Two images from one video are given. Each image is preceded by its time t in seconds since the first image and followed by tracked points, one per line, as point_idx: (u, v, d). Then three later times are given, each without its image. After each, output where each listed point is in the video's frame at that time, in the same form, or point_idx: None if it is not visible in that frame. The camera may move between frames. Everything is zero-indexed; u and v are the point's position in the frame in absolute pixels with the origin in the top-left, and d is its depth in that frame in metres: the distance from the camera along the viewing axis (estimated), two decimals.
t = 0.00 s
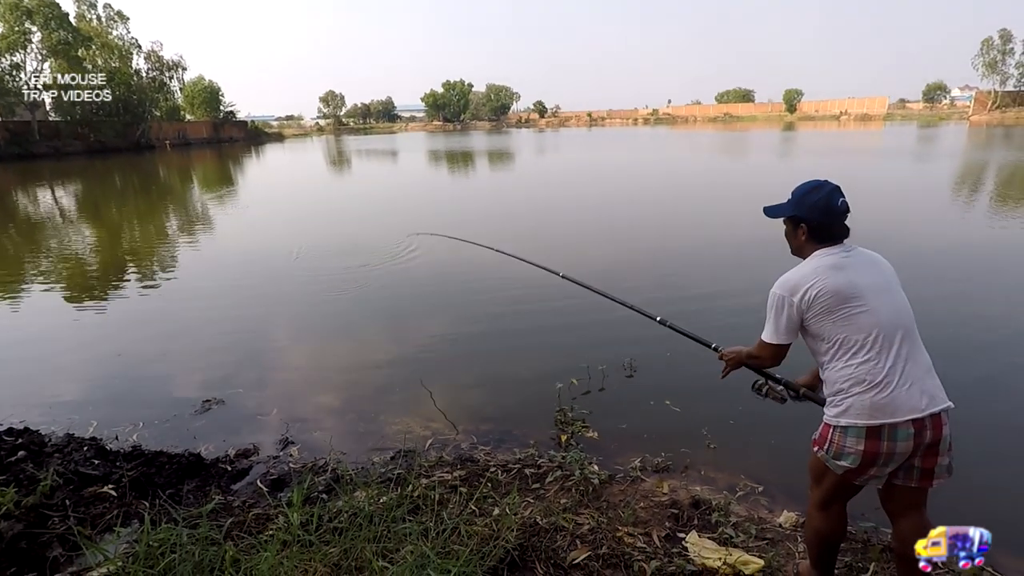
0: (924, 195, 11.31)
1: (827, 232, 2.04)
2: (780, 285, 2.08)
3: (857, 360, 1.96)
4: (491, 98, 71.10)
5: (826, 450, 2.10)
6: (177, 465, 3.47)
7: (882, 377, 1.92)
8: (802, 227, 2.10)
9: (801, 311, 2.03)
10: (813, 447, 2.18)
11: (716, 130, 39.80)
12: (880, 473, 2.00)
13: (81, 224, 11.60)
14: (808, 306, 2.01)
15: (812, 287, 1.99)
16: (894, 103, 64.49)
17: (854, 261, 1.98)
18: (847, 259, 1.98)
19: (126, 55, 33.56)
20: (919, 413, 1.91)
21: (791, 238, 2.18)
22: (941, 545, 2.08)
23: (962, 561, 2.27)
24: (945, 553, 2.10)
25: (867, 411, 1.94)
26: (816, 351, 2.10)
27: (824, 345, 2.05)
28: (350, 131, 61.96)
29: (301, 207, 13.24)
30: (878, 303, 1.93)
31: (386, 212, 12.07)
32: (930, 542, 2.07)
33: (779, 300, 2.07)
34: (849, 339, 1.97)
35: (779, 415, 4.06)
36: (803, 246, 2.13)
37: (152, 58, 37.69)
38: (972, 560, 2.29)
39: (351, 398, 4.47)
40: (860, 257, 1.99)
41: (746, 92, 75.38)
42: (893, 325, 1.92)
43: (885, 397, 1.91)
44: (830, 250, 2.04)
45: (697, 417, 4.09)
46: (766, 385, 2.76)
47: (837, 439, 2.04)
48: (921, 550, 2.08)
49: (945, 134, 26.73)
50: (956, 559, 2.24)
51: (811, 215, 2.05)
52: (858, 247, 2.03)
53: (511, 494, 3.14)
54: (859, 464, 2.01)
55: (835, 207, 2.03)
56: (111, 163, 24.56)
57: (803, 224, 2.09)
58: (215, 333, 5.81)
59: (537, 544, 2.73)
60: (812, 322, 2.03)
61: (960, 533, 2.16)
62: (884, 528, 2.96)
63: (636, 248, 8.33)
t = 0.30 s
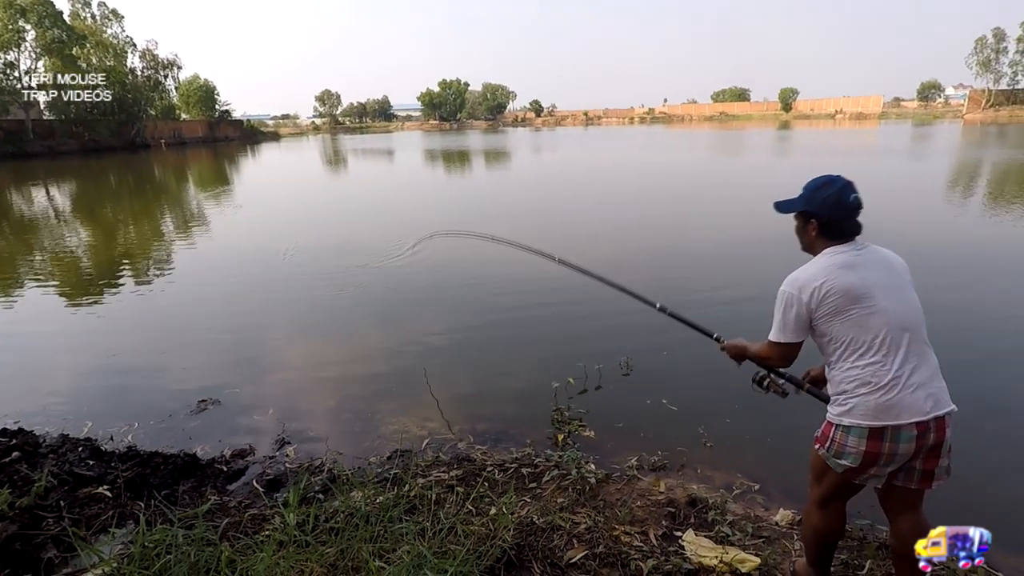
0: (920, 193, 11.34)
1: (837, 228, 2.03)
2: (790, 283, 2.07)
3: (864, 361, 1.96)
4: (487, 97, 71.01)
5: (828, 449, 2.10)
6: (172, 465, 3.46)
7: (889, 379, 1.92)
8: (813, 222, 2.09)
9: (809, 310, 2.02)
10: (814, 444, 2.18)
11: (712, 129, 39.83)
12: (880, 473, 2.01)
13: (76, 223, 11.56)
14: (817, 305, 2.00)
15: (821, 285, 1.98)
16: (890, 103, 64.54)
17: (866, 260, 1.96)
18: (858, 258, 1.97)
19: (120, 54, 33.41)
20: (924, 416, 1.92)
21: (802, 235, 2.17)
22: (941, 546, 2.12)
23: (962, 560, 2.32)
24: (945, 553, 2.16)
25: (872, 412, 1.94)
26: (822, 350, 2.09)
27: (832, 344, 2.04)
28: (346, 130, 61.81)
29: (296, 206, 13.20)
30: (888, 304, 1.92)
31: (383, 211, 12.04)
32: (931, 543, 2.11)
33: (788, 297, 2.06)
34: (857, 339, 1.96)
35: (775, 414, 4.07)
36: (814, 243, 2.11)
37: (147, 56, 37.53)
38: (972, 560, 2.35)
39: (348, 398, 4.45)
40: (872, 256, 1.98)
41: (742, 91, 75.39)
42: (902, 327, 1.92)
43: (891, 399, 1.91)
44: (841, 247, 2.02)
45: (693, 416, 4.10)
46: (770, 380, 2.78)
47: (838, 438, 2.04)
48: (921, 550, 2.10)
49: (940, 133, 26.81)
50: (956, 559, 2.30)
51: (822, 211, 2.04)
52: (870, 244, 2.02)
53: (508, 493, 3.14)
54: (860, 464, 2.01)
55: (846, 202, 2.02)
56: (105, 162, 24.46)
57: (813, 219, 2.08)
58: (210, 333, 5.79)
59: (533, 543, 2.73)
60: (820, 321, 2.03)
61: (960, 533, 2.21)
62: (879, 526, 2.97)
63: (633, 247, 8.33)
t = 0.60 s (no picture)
0: (913, 194, 11.40)
1: (867, 226, 2.01)
2: (813, 285, 2.03)
3: (886, 369, 1.95)
4: (482, 101, 71.16)
5: (840, 454, 2.11)
6: (168, 473, 3.44)
7: (910, 389, 1.91)
8: (842, 219, 2.07)
9: (833, 313, 2.00)
10: (826, 448, 2.18)
11: (706, 132, 40.01)
12: (892, 480, 2.01)
13: (70, 230, 11.53)
14: (842, 310, 1.98)
15: (847, 289, 1.95)
16: (883, 104, 65.00)
17: (894, 265, 1.94)
18: (886, 263, 1.94)
19: (114, 60, 33.37)
20: (941, 426, 1.92)
21: (829, 231, 2.15)
22: (941, 546, 2.11)
23: (962, 560, 2.32)
24: (945, 553, 2.14)
25: (891, 421, 1.94)
26: (842, 354, 2.08)
27: (852, 349, 2.03)
28: (341, 135, 61.81)
29: (291, 211, 13.19)
30: (914, 311, 1.90)
31: (379, 216, 12.05)
32: (931, 543, 2.10)
33: (812, 298, 2.02)
34: (881, 346, 1.95)
35: (772, 415, 4.07)
36: (840, 239, 2.10)
37: (141, 63, 37.47)
38: (973, 560, 2.34)
39: (345, 403, 4.44)
40: (900, 260, 1.95)
41: (735, 94, 75.81)
42: (927, 335, 1.90)
43: (911, 408, 1.92)
44: (869, 248, 2.00)
45: (690, 418, 4.10)
46: (779, 368, 2.67)
47: (853, 444, 2.04)
48: (921, 550, 2.11)
49: (932, 134, 27.01)
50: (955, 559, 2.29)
51: (853, 208, 2.02)
52: (899, 247, 1.99)
53: (505, 498, 3.14)
54: (873, 471, 2.02)
55: (879, 201, 2.00)
56: (100, 169, 24.38)
57: (843, 216, 2.05)
58: (206, 340, 5.77)
59: (531, 547, 2.73)
60: (843, 325, 2.00)
61: (960, 534, 2.19)
62: (876, 526, 2.98)
63: (629, 249, 8.35)
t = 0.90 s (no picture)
0: (906, 194, 11.47)
1: (860, 233, 2.03)
2: (807, 292, 2.07)
3: (883, 373, 1.95)
4: (476, 104, 71.21)
5: (842, 458, 2.10)
6: (161, 479, 3.42)
7: (908, 393, 1.90)
8: (837, 226, 2.10)
9: (827, 319, 2.03)
10: (828, 453, 2.18)
11: (700, 133, 40.16)
12: (896, 486, 2.01)
13: (62, 235, 11.47)
14: (835, 316, 2.00)
15: (839, 295, 1.98)
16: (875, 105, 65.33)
17: (887, 270, 1.94)
18: (877, 268, 1.95)
19: (106, 65, 33.24)
20: (943, 431, 1.90)
21: (828, 238, 2.18)
22: (941, 546, 2.10)
23: (963, 561, 2.29)
24: (945, 553, 2.12)
25: (891, 426, 1.93)
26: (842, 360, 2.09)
27: (851, 355, 2.04)
28: (335, 139, 61.72)
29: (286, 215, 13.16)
30: (908, 316, 1.90)
31: (374, 219, 12.04)
32: (931, 543, 2.09)
33: (806, 305, 2.07)
34: (876, 351, 1.95)
35: (766, 415, 4.09)
36: (837, 245, 2.13)
37: (133, 67, 37.33)
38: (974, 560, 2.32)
39: (340, 407, 4.43)
40: (894, 265, 1.95)
41: (728, 95, 76.13)
42: (923, 340, 1.89)
43: (910, 413, 1.90)
44: (864, 254, 2.02)
45: (685, 419, 4.11)
46: (795, 387, 2.70)
47: (855, 450, 2.04)
48: (920, 550, 2.10)
49: (923, 134, 27.21)
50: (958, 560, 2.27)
51: (848, 214, 2.04)
52: (896, 252, 1.99)
53: (501, 501, 3.14)
54: (876, 476, 2.01)
55: (873, 208, 2.02)
56: (92, 174, 24.27)
57: (838, 223, 2.08)
58: (199, 345, 5.75)
59: (527, 550, 2.73)
60: (838, 331, 2.03)
61: (961, 533, 2.16)
62: (870, 525, 2.99)
63: (623, 251, 8.37)
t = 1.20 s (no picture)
0: (875, 191, 11.72)
1: (810, 228, 2.08)
2: (763, 282, 2.13)
3: (830, 358, 1.99)
4: (452, 107, 71.07)
5: (798, 442, 2.16)
6: (134, 495, 3.36)
7: (851, 377, 1.94)
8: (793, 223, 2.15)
9: (779, 308, 2.09)
10: (788, 437, 2.24)
11: (675, 134, 40.58)
12: (847, 469, 2.05)
13: (27, 246, 11.15)
14: (785, 304, 2.06)
15: (788, 286, 2.04)
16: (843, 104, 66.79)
17: (836, 260, 1.99)
18: (828, 260, 1.99)
19: (71, 70, 32.43)
20: (887, 415, 1.93)
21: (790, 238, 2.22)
22: (941, 546, 2.39)
23: (962, 560, 2.43)
24: (945, 552, 2.41)
25: (836, 408, 1.99)
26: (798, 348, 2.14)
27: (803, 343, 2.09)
28: (310, 143, 61.06)
29: (260, 222, 12.97)
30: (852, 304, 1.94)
31: (351, 225, 11.93)
32: (931, 543, 2.40)
33: (761, 294, 2.13)
34: (823, 338, 2.00)
35: (743, 411, 4.14)
36: (797, 244, 2.17)
37: (99, 73, 36.48)
38: (974, 560, 2.45)
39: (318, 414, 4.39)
40: (845, 256, 1.99)
41: (701, 96, 77.21)
42: (868, 327, 1.92)
43: (852, 395, 1.95)
44: (819, 248, 2.06)
45: (663, 417, 4.15)
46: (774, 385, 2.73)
47: (806, 433, 2.10)
48: (922, 549, 2.43)
49: (891, 133, 27.86)
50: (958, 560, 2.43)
51: (798, 212, 2.11)
52: (849, 246, 2.03)
53: (482, 504, 3.13)
54: (826, 459, 2.06)
55: (821, 204, 2.07)
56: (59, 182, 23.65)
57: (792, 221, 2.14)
58: (172, 355, 5.64)
59: (509, 553, 2.73)
60: (790, 319, 2.08)
61: (960, 534, 2.37)
62: (846, 515, 3.05)
63: (601, 252, 8.42)
